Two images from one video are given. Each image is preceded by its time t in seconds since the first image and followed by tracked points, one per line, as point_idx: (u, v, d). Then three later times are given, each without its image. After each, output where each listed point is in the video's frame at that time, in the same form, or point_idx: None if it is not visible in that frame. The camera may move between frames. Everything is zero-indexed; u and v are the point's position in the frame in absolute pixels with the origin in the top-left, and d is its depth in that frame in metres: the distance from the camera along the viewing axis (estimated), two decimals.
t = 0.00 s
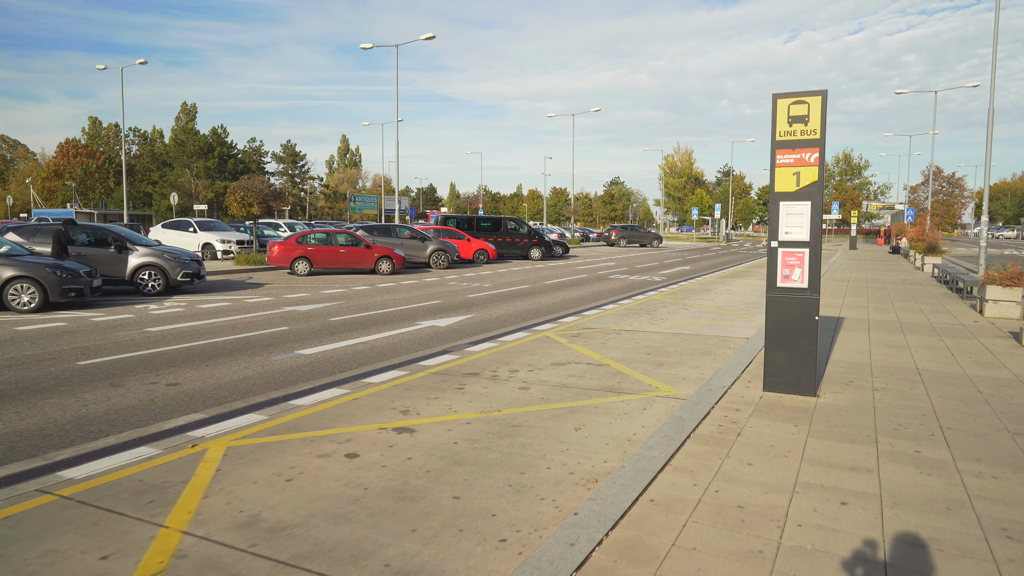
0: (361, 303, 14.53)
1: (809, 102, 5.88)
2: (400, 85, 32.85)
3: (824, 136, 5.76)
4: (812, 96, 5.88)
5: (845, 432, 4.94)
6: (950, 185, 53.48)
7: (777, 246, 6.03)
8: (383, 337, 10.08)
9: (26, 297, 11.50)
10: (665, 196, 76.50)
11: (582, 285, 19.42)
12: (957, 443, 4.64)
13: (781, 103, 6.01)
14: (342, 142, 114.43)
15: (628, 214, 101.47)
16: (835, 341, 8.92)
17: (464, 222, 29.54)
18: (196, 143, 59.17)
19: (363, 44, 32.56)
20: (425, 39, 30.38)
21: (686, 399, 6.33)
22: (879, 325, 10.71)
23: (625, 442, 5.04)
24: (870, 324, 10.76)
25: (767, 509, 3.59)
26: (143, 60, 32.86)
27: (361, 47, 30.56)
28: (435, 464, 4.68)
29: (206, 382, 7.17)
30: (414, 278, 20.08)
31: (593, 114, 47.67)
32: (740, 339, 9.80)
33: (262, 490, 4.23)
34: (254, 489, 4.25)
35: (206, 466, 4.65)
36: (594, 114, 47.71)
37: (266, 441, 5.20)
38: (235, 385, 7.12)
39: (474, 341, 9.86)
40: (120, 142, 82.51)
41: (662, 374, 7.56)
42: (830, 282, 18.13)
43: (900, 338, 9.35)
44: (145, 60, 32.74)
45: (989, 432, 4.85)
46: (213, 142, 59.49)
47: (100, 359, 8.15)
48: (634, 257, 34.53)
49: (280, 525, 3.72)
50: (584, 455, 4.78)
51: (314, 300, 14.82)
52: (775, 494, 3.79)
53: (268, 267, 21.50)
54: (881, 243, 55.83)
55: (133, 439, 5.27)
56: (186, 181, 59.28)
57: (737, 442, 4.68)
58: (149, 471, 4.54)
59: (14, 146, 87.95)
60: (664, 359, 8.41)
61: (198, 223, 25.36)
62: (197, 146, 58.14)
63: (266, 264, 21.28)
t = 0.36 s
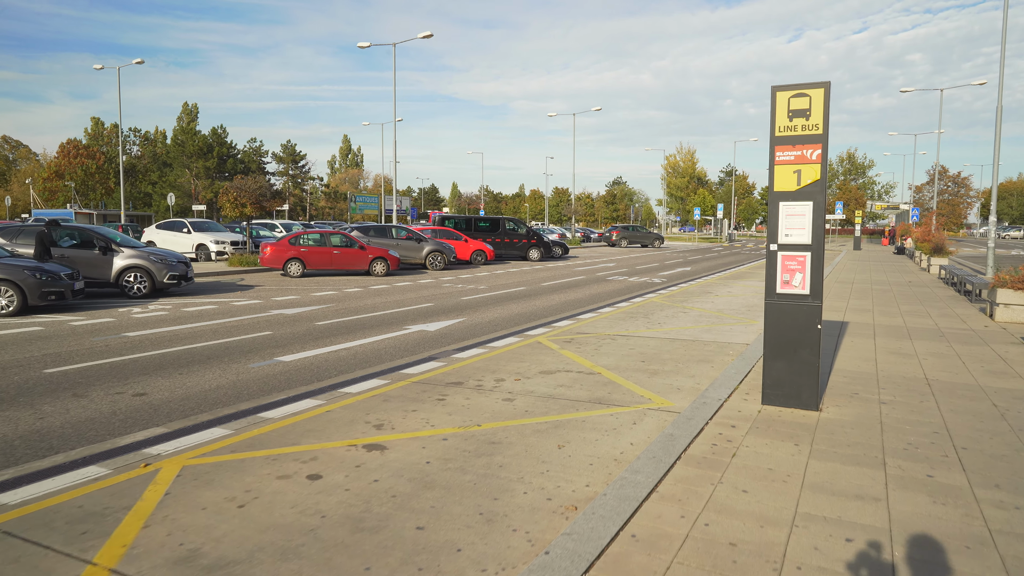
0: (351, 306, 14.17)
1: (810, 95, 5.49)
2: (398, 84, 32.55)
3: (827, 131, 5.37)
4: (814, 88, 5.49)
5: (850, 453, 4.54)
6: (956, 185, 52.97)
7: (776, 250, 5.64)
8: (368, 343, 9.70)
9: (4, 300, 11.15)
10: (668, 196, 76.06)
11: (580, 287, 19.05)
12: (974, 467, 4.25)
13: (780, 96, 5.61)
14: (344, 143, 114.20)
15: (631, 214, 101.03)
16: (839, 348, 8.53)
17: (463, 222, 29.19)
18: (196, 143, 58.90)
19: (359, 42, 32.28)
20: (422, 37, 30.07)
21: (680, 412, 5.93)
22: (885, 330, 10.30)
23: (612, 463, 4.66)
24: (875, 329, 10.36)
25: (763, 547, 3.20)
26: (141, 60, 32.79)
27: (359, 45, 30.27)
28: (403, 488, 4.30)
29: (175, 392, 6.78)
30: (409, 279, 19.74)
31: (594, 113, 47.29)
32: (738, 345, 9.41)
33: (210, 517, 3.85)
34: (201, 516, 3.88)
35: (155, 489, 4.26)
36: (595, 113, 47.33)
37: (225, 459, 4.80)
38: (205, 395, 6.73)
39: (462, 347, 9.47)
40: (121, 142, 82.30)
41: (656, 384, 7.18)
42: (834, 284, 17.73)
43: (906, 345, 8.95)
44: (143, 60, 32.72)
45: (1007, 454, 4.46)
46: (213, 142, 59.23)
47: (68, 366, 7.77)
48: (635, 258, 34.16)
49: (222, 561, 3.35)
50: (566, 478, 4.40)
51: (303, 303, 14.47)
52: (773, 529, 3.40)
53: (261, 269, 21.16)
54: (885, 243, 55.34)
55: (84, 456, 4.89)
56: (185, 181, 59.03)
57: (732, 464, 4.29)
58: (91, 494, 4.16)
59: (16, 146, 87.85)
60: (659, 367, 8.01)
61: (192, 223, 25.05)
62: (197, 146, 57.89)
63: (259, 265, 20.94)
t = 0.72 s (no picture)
0: (351, 309, 13.84)
1: (827, 84, 5.08)
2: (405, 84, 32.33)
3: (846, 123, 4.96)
4: (831, 76, 5.07)
5: (873, 476, 4.12)
6: (973, 185, 52.04)
7: (790, 251, 5.23)
8: (363, 348, 9.34)
9: None
10: (679, 197, 75.39)
11: (588, 289, 18.65)
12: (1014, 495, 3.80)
13: (795, 85, 5.20)
14: (355, 144, 114.47)
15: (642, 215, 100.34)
16: (856, 355, 8.06)
17: (470, 223, 28.88)
18: (207, 144, 59.09)
19: (367, 43, 32.11)
20: (430, 36, 29.81)
21: (686, 425, 5.52)
22: (905, 335, 9.80)
23: (610, 485, 4.25)
24: (894, 335, 9.87)
25: None
26: (149, 60, 33.13)
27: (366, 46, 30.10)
28: (380, 512, 3.92)
29: (155, 401, 6.44)
30: (414, 281, 19.42)
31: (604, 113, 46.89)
32: (750, 352, 8.97)
33: (164, 545, 3.50)
34: (155, 544, 3.51)
35: (111, 511, 3.90)
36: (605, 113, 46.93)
37: (192, 478, 4.45)
38: (185, 404, 6.38)
39: (460, 353, 9.10)
40: (132, 144, 82.71)
41: (661, 394, 6.76)
42: (850, 287, 17.19)
43: (928, 351, 8.46)
44: (151, 61, 33.10)
45: None
46: (223, 143, 59.32)
47: (48, 372, 7.43)
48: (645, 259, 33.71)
49: None
50: (559, 502, 4.01)
51: (303, 306, 14.16)
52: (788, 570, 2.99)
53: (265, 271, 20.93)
54: (901, 243, 54.42)
55: (42, 473, 4.54)
56: (196, 182, 59.22)
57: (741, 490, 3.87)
58: (39, 518, 3.80)
59: (30, 148, 88.64)
60: (665, 374, 7.60)
61: (196, 224, 24.90)
62: (206, 147, 58.00)
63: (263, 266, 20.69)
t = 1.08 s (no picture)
0: (351, 311, 13.55)
1: (842, 74, 4.66)
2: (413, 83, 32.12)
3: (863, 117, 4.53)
4: (846, 66, 4.65)
5: (890, 508, 3.71)
6: (994, 186, 50.93)
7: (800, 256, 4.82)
8: (356, 353, 9.01)
9: None
10: (693, 197, 74.66)
11: (596, 291, 18.24)
12: None
13: (806, 76, 4.78)
14: (368, 144, 114.73)
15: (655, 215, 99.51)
16: (873, 365, 7.60)
17: (478, 223, 28.55)
18: (219, 144, 59.39)
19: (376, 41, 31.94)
20: (438, 35, 29.55)
21: (686, 444, 5.12)
22: (925, 343, 9.30)
23: (598, 513, 3.88)
24: (913, 342, 9.38)
25: None
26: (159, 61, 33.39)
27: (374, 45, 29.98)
28: (343, 543, 3.57)
29: (129, 410, 6.14)
30: (419, 283, 19.12)
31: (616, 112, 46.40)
32: (760, 360, 8.52)
33: None
34: None
35: (51, 539, 3.58)
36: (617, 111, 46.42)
37: (149, 499, 4.12)
38: (160, 414, 6.07)
39: (456, 360, 8.74)
40: (147, 144, 83.34)
41: (663, 407, 6.36)
42: (866, 290, 16.64)
43: (950, 361, 7.97)
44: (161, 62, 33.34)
45: None
46: (236, 143, 59.50)
47: (27, 378, 7.17)
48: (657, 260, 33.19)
49: None
50: (540, 533, 3.64)
51: (302, 307, 13.89)
52: None
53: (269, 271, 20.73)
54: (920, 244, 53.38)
55: None
56: (209, 181, 59.49)
57: (742, 524, 3.49)
58: None
59: (49, 148, 89.65)
60: (668, 384, 7.19)
61: (203, 224, 24.81)
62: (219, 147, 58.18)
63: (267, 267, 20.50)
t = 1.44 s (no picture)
0: (340, 313, 13.21)
1: (838, 58, 4.28)
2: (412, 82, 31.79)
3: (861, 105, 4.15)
4: (843, 49, 4.27)
5: (889, 536, 3.32)
6: (1001, 185, 50.31)
7: (794, 257, 4.44)
8: (336, 357, 8.66)
9: None
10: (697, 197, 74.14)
11: (594, 292, 17.85)
12: None
13: (800, 61, 4.41)
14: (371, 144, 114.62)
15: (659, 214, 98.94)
16: (875, 371, 7.20)
17: (477, 223, 28.20)
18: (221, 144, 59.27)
19: (374, 39, 31.64)
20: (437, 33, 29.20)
21: (671, 458, 4.75)
22: (931, 346, 8.89)
23: (566, 541, 3.51)
24: (918, 346, 8.97)
25: None
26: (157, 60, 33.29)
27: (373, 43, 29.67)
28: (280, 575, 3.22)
29: (83, 420, 5.79)
30: (413, 283, 18.77)
31: (618, 110, 45.96)
32: (757, 365, 8.13)
33: None
34: None
35: None
36: (619, 110, 45.98)
37: (76, 523, 3.77)
38: (115, 425, 5.72)
39: (439, 364, 8.38)
40: (150, 144, 83.33)
41: (651, 416, 5.98)
42: (871, 291, 16.21)
43: (958, 367, 7.56)
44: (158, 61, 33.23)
45: None
46: (237, 143, 59.29)
47: None
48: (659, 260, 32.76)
49: None
50: (498, 565, 3.28)
51: (291, 309, 13.56)
52: None
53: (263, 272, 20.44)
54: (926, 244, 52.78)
55: None
56: (210, 182, 59.35)
57: (722, 556, 3.12)
58: None
59: (53, 149, 89.80)
60: (658, 391, 6.81)
61: (198, 224, 24.53)
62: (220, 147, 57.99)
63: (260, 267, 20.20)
